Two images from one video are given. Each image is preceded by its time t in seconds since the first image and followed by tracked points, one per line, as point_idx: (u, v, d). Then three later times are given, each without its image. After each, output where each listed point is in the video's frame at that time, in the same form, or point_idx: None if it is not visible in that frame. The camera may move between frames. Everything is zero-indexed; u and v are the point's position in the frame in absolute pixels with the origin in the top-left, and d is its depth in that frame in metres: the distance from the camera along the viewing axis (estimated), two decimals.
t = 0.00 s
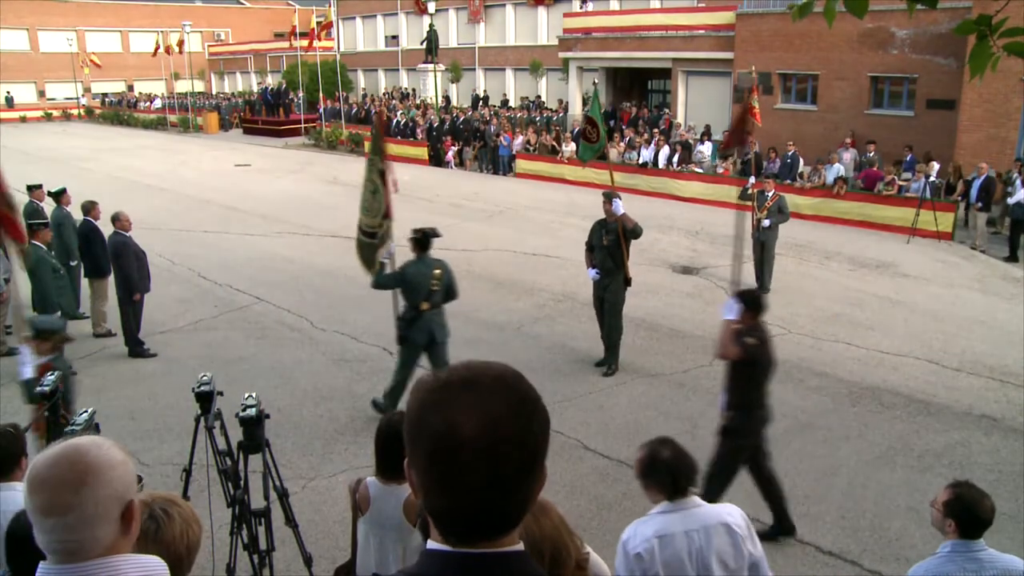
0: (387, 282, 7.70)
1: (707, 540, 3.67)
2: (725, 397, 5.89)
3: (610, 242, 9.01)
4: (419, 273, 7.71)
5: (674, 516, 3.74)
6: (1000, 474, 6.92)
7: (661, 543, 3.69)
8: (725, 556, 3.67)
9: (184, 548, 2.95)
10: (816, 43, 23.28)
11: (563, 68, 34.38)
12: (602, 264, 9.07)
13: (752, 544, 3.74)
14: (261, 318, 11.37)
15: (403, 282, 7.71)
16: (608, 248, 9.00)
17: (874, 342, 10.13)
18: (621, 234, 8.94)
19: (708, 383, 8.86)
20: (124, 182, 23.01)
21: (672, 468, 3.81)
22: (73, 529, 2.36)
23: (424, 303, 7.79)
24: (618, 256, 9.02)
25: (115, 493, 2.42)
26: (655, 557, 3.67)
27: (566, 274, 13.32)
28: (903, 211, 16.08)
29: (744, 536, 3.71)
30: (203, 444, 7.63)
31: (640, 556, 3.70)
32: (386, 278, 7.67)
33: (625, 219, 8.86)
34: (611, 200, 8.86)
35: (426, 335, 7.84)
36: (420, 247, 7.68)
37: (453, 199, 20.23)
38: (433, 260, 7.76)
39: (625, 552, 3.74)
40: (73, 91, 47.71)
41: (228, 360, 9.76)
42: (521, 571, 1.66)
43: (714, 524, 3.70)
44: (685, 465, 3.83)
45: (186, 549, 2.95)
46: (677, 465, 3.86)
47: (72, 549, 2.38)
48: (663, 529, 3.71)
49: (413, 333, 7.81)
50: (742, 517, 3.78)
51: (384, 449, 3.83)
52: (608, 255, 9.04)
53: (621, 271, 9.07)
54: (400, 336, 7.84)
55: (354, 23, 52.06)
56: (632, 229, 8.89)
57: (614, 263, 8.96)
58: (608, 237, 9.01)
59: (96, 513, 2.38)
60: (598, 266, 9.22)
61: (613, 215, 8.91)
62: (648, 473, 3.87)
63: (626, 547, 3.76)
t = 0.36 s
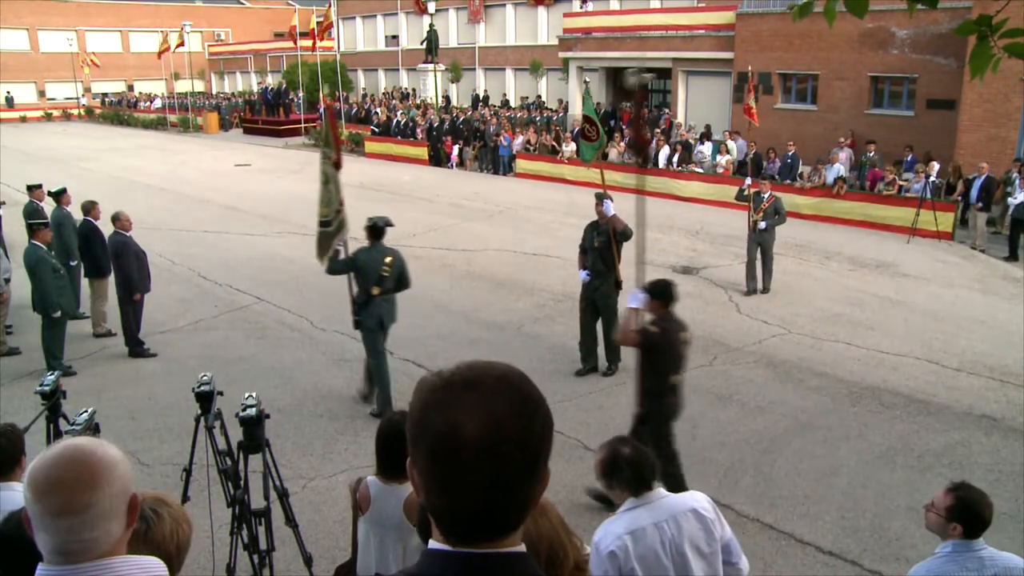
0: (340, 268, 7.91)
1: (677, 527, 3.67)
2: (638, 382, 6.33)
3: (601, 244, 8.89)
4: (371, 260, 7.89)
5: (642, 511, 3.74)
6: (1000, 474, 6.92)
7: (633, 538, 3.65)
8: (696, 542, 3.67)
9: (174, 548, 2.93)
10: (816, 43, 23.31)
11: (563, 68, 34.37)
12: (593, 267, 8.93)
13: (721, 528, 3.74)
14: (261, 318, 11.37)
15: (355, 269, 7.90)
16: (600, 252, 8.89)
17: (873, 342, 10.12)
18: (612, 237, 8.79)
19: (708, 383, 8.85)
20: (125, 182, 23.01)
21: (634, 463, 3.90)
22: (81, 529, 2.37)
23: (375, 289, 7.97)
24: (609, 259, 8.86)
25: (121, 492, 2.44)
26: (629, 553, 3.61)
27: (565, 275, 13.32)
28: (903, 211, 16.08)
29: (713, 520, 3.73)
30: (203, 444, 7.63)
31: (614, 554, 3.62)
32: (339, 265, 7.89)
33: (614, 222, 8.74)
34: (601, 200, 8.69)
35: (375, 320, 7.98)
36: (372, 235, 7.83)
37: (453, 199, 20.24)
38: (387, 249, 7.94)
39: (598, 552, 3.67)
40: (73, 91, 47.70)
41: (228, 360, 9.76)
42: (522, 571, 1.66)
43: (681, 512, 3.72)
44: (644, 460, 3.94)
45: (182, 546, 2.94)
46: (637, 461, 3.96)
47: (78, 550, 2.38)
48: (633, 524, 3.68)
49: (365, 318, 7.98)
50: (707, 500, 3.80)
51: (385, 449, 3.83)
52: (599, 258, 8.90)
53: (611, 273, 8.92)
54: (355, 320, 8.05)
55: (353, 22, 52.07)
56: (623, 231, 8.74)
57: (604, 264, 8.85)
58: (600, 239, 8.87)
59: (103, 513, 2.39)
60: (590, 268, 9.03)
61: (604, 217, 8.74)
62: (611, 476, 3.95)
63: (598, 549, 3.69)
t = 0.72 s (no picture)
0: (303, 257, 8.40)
1: (669, 525, 3.67)
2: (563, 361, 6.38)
3: (588, 244, 9.31)
4: (332, 249, 8.36)
5: (634, 507, 3.73)
6: (999, 474, 6.92)
7: (625, 535, 3.65)
8: (687, 538, 3.67)
9: (145, 548, 2.78)
10: (816, 43, 23.32)
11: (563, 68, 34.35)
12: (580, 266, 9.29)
13: (713, 525, 3.74)
14: (261, 318, 11.38)
15: (317, 258, 8.36)
16: (587, 251, 9.29)
17: (873, 342, 10.13)
18: (599, 236, 9.23)
19: (708, 383, 8.86)
20: (125, 182, 23.01)
21: (628, 462, 3.83)
22: (87, 528, 2.38)
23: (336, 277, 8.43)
24: (595, 258, 9.32)
25: (123, 489, 2.46)
26: (621, 550, 3.63)
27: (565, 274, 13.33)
28: (903, 211, 16.08)
29: (705, 517, 3.72)
30: (203, 444, 7.64)
31: (606, 551, 3.64)
32: (301, 254, 8.39)
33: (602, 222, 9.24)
34: (591, 201, 9.24)
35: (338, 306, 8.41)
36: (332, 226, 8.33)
37: (453, 199, 20.23)
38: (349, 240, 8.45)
39: (591, 549, 3.68)
40: (74, 92, 47.71)
41: (228, 360, 9.77)
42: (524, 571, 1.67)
43: (673, 509, 3.71)
44: (639, 457, 3.86)
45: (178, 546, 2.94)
46: (632, 459, 3.88)
47: (82, 549, 2.38)
48: (624, 522, 3.68)
49: (327, 304, 8.42)
50: (698, 497, 3.80)
51: (385, 449, 3.83)
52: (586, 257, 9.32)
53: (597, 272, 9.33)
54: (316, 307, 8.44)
55: (353, 22, 52.05)
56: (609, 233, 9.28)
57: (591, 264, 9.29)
58: (586, 240, 9.29)
59: (108, 510, 2.41)
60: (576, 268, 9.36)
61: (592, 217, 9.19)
62: (602, 474, 3.89)
63: (591, 546, 3.70)
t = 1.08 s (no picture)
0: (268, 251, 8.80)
1: (670, 525, 3.67)
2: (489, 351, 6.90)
3: (571, 249, 8.62)
4: (297, 246, 8.79)
5: (637, 505, 3.71)
6: (1000, 474, 6.92)
7: (626, 532, 3.64)
8: (687, 539, 3.68)
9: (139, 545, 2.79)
10: (816, 43, 23.33)
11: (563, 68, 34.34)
12: (563, 273, 8.71)
13: (713, 526, 3.76)
14: (261, 319, 11.38)
15: (280, 252, 8.79)
16: (569, 257, 8.62)
17: (873, 342, 10.13)
18: (581, 243, 8.55)
19: (708, 383, 8.86)
20: (125, 182, 23.01)
21: (638, 462, 3.73)
22: (83, 527, 2.37)
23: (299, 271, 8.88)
24: (579, 265, 8.64)
25: (120, 488, 2.45)
26: (622, 547, 3.62)
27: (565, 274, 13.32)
28: (903, 211, 16.08)
29: (707, 519, 3.74)
30: (203, 444, 7.63)
31: (606, 546, 3.62)
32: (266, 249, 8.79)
33: (586, 227, 8.43)
34: (573, 205, 8.38)
35: (300, 299, 8.89)
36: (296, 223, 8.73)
37: (453, 199, 20.22)
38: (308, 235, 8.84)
39: (591, 543, 3.67)
40: (74, 92, 47.71)
41: (228, 360, 9.76)
42: (531, 567, 1.67)
43: (675, 509, 3.71)
44: (649, 455, 3.77)
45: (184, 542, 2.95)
46: (644, 458, 3.78)
47: (79, 549, 2.38)
48: (626, 518, 3.67)
49: (291, 297, 8.88)
50: (700, 497, 3.81)
51: (384, 449, 3.82)
52: (569, 262, 8.65)
53: (582, 279, 8.69)
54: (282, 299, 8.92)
55: (353, 22, 52.01)
56: (594, 237, 8.46)
57: (575, 270, 8.65)
58: (570, 244, 8.60)
59: (105, 510, 2.41)
60: (561, 273, 8.76)
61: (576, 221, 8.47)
62: (608, 467, 3.80)
63: (591, 540, 3.69)
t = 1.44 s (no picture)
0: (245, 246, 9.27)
1: (686, 533, 3.66)
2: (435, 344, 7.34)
3: (549, 254, 8.64)
4: (268, 239, 9.18)
5: (656, 507, 3.72)
6: (1000, 474, 6.92)
7: (640, 532, 3.67)
8: (701, 549, 3.66)
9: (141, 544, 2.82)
10: (816, 43, 23.32)
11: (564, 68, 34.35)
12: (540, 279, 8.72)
13: (732, 540, 3.72)
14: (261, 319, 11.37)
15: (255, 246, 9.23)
16: (547, 262, 8.64)
17: (873, 342, 10.13)
18: (559, 248, 8.57)
19: (708, 383, 8.85)
20: (126, 182, 23.02)
21: (663, 467, 3.71)
22: (78, 528, 2.37)
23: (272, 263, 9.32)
24: (556, 270, 8.65)
25: (117, 489, 2.43)
26: (633, 546, 3.66)
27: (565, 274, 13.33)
28: (904, 211, 16.08)
29: (724, 533, 3.70)
30: (204, 444, 7.63)
31: (618, 542, 3.69)
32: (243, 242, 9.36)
33: (560, 232, 8.49)
34: (549, 210, 8.41)
35: (272, 290, 9.33)
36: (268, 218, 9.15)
37: (454, 199, 20.22)
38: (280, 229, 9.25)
39: (606, 536, 3.74)
40: (74, 92, 47.74)
41: (228, 361, 9.76)
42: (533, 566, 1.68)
43: (693, 518, 3.68)
44: (676, 464, 3.72)
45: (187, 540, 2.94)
46: (672, 463, 3.73)
47: (75, 550, 2.38)
48: (643, 518, 3.69)
49: (263, 287, 9.35)
50: (723, 511, 3.76)
51: (384, 449, 3.82)
52: (547, 267, 8.67)
53: (560, 285, 8.71)
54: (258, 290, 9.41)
55: (354, 22, 51.99)
56: (570, 242, 8.53)
57: (552, 275, 8.65)
58: (547, 249, 8.62)
59: (100, 511, 2.40)
60: (538, 278, 8.78)
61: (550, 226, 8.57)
62: (636, 461, 3.79)
63: (607, 533, 3.76)
